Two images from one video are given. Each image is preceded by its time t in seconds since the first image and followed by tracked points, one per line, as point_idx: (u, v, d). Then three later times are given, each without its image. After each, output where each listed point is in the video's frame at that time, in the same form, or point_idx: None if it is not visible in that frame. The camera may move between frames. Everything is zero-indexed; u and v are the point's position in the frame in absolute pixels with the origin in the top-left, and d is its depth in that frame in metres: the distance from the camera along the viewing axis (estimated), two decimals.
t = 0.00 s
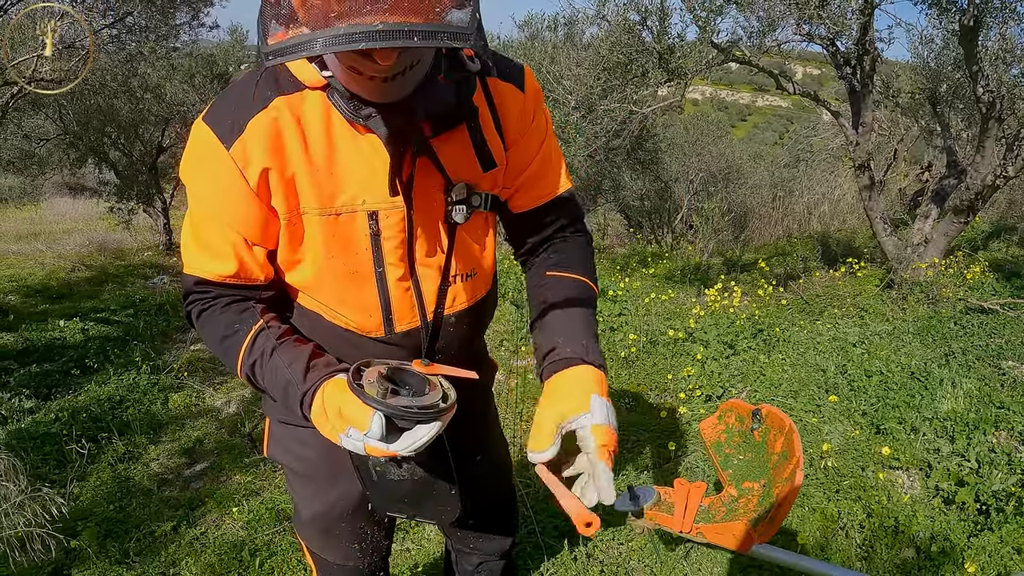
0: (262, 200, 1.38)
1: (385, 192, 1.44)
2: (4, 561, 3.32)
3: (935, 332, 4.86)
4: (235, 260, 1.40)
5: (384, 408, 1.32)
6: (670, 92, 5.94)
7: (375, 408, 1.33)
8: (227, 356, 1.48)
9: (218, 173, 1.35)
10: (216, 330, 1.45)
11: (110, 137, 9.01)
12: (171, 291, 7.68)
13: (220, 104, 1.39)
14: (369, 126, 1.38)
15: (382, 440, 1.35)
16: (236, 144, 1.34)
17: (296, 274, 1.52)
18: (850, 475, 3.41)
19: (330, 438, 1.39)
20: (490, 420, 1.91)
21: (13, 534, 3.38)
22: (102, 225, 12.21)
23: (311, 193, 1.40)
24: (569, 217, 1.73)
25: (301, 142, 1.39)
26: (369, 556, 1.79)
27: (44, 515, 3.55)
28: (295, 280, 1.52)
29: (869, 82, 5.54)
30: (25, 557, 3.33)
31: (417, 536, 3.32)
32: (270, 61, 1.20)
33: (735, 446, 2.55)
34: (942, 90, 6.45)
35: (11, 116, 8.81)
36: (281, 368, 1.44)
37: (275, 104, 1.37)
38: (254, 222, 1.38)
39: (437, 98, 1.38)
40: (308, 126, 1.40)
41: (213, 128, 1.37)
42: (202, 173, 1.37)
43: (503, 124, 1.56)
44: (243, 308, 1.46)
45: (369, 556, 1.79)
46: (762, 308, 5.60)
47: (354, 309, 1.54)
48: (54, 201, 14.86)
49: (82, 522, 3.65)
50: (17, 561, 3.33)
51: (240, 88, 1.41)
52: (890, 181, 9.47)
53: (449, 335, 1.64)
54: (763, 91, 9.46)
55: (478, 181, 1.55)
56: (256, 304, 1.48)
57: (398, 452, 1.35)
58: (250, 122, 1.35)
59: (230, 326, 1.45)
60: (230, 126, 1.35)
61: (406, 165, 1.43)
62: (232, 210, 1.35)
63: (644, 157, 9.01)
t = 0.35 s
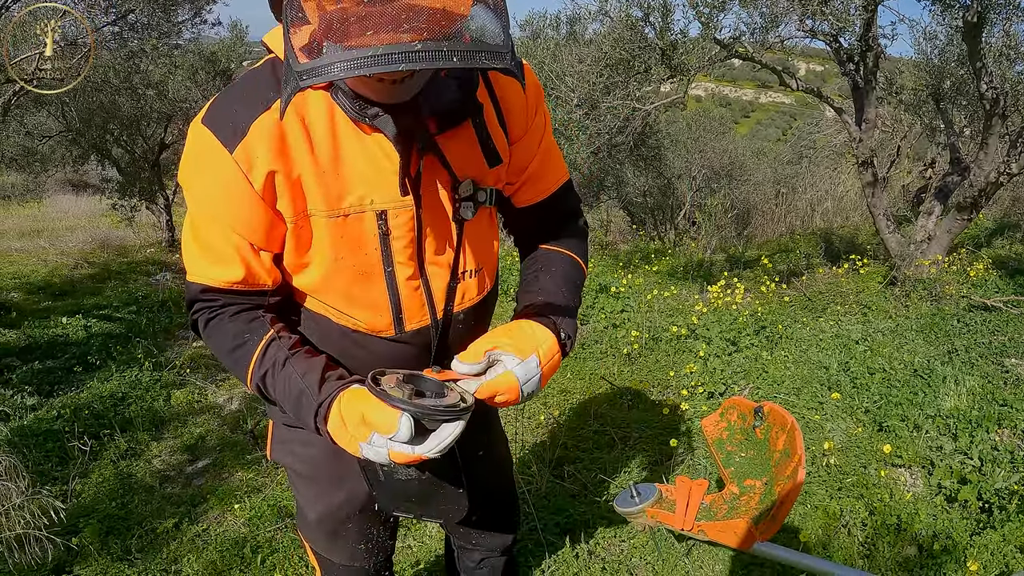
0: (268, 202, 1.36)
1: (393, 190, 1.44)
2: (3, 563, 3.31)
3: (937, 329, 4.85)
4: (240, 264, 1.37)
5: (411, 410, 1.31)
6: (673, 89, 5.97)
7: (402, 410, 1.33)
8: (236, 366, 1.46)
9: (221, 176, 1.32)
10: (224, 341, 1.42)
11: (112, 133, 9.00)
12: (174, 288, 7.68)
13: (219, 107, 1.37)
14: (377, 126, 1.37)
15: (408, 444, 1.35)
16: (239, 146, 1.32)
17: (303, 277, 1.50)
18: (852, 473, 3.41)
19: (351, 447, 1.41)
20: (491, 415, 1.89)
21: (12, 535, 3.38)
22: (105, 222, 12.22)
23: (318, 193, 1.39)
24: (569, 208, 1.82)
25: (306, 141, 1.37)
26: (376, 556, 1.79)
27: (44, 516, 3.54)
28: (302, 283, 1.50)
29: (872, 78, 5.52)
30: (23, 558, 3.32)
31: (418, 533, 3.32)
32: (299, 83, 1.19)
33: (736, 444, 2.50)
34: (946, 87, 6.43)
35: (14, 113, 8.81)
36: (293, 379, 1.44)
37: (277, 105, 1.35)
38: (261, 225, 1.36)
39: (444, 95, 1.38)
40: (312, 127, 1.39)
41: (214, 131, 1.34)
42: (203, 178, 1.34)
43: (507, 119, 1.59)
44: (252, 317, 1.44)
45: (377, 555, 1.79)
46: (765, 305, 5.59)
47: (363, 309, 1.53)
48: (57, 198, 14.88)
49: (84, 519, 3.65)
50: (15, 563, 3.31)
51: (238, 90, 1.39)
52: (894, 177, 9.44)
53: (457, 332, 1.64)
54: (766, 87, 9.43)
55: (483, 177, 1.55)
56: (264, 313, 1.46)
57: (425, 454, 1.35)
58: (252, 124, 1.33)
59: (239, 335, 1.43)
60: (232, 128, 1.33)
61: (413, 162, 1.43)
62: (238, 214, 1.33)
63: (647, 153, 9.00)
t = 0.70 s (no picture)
0: (276, 197, 1.34)
1: (404, 188, 1.42)
2: (5, 561, 3.29)
3: (941, 326, 4.84)
4: (249, 261, 1.36)
5: (437, 395, 1.31)
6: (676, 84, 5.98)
7: (427, 396, 1.32)
8: (245, 363, 1.44)
9: (229, 170, 1.30)
10: (234, 336, 1.40)
11: (115, 130, 8.99)
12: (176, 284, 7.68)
13: (226, 98, 1.34)
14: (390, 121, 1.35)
15: (431, 432, 1.32)
16: (247, 140, 1.30)
17: (310, 274, 1.49)
18: (855, 469, 3.40)
19: (370, 440, 1.37)
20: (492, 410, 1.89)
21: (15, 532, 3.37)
22: (108, 218, 12.23)
23: (328, 189, 1.37)
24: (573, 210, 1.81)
25: (315, 135, 1.35)
26: (377, 554, 1.79)
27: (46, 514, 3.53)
28: (309, 280, 1.49)
29: (876, 74, 5.50)
30: (26, 556, 3.30)
31: (420, 529, 3.32)
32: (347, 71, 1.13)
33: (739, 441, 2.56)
34: (950, 82, 6.41)
35: (16, 110, 8.82)
36: (310, 371, 1.42)
37: (287, 98, 1.33)
38: (268, 222, 1.35)
39: (457, 90, 1.39)
40: (322, 122, 1.36)
41: (221, 122, 1.31)
42: (210, 171, 1.32)
43: (517, 117, 1.59)
44: (262, 313, 1.42)
45: (377, 553, 1.79)
46: (768, 300, 5.59)
47: (370, 307, 1.52)
48: (60, 195, 14.89)
49: (87, 515, 3.66)
50: (18, 561, 3.29)
51: (245, 81, 1.36)
52: (897, 173, 9.42)
53: (463, 331, 1.64)
54: (769, 82, 9.41)
55: (493, 176, 1.54)
56: (274, 309, 1.45)
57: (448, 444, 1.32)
58: (261, 117, 1.30)
59: (249, 331, 1.41)
60: (240, 121, 1.31)
61: (424, 157, 1.42)
62: (247, 211, 1.31)
63: (650, 149, 8.99)
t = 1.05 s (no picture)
0: (292, 194, 1.32)
1: (423, 186, 1.41)
2: (8, 558, 3.29)
3: (945, 321, 4.82)
4: (262, 258, 1.33)
5: (417, 416, 1.32)
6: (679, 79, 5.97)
7: (406, 417, 1.33)
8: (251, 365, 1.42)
9: (243, 165, 1.27)
10: (240, 338, 1.38)
11: (118, 127, 8.98)
12: (179, 281, 7.69)
13: (241, 91, 1.31)
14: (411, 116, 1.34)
15: (411, 452, 1.33)
16: (263, 134, 1.27)
17: (324, 271, 1.47)
18: (859, 465, 3.39)
19: (360, 456, 1.38)
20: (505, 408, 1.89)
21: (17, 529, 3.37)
22: (110, 215, 12.24)
23: (346, 186, 1.35)
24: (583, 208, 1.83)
25: (333, 131, 1.33)
26: (385, 551, 1.79)
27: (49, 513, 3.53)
28: (323, 277, 1.47)
29: (880, 68, 5.47)
30: (29, 553, 3.30)
31: (423, 525, 3.32)
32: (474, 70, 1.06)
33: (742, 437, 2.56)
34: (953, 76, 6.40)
35: (19, 108, 8.83)
36: (311, 384, 1.41)
37: (305, 94, 1.30)
38: (284, 219, 1.32)
39: (478, 88, 1.37)
40: (340, 118, 1.34)
41: (235, 116, 1.29)
42: (223, 166, 1.29)
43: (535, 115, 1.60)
44: (269, 316, 1.40)
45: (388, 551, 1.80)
46: (771, 295, 5.58)
47: (386, 305, 1.50)
48: (63, 192, 14.91)
49: (89, 512, 3.66)
50: (22, 558, 3.30)
51: (260, 76, 1.34)
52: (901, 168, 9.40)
53: (477, 329, 1.64)
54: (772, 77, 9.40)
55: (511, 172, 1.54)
56: (280, 312, 1.42)
57: (429, 465, 1.34)
58: (277, 112, 1.28)
59: (255, 333, 1.39)
60: (256, 116, 1.28)
61: (444, 154, 1.42)
62: (263, 209, 1.29)
63: (653, 144, 8.98)
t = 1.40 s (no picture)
0: (309, 191, 1.32)
1: (440, 191, 1.41)
2: (7, 555, 3.27)
3: (948, 317, 4.82)
4: (277, 250, 1.34)
5: (438, 412, 1.28)
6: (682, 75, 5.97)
7: (429, 412, 1.30)
8: (263, 353, 1.43)
9: (265, 158, 1.27)
10: (252, 326, 1.39)
11: (120, 124, 8.98)
12: (182, 278, 7.69)
13: (269, 82, 1.31)
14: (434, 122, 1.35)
15: (432, 446, 1.30)
16: (286, 129, 1.27)
17: (337, 266, 1.47)
18: (863, 461, 3.39)
19: (376, 446, 1.36)
20: (513, 408, 1.92)
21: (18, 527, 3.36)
22: (113, 212, 12.26)
23: (363, 186, 1.35)
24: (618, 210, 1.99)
25: (355, 130, 1.32)
26: (386, 546, 1.79)
27: (47, 510, 3.50)
28: (335, 273, 1.47)
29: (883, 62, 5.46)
30: (28, 550, 3.28)
31: (427, 520, 3.32)
32: (577, 102, 1.07)
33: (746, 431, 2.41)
34: (957, 72, 6.39)
35: (22, 105, 8.85)
36: (325, 374, 1.40)
37: (329, 91, 1.30)
38: (301, 215, 1.33)
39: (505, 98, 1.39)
40: (364, 118, 1.34)
41: (259, 108, 1.29)
42: (244, 157, 1.29)
43: (558, 128, 1.76)
44: (282, 305, 1.40)
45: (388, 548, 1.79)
46: (775, 291, 5.58)
47: (397, 305, 1.50)
48: (66, 189, 14.93)
49: (92, 508, 3.66)
50: (21, 554, 3.27)
51: (287, 68, 1.34)
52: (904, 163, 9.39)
53: (484, 333, 1.64)
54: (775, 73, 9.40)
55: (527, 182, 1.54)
56: (294, 302, 1.42)
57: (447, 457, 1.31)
58: (301, 108, 1.28)
59: (269, 322, 1.39)
60: (280, 109, 1.28)
61: (464, 159, 1.42)
62: (280, 203, 1.29)
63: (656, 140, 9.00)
